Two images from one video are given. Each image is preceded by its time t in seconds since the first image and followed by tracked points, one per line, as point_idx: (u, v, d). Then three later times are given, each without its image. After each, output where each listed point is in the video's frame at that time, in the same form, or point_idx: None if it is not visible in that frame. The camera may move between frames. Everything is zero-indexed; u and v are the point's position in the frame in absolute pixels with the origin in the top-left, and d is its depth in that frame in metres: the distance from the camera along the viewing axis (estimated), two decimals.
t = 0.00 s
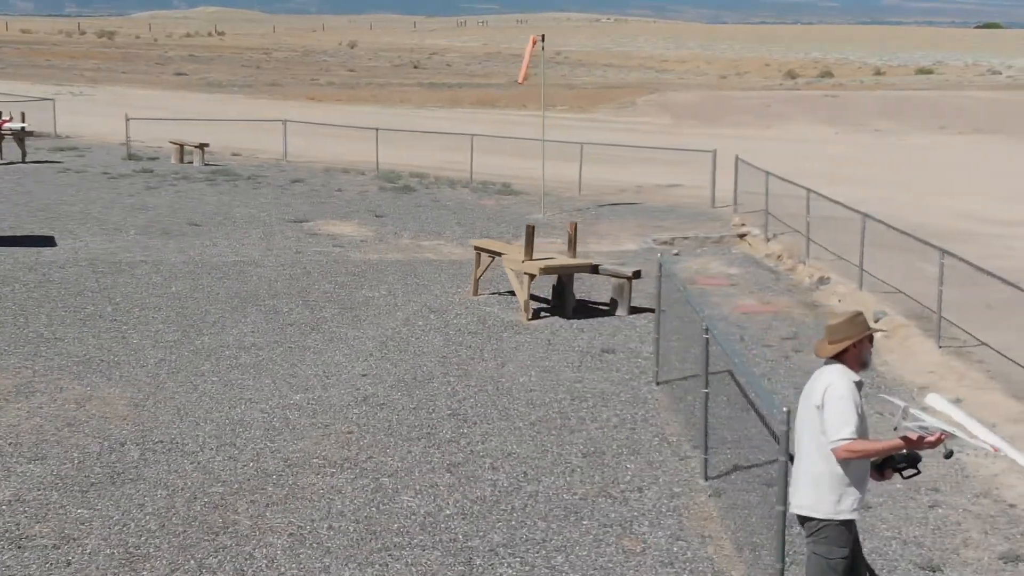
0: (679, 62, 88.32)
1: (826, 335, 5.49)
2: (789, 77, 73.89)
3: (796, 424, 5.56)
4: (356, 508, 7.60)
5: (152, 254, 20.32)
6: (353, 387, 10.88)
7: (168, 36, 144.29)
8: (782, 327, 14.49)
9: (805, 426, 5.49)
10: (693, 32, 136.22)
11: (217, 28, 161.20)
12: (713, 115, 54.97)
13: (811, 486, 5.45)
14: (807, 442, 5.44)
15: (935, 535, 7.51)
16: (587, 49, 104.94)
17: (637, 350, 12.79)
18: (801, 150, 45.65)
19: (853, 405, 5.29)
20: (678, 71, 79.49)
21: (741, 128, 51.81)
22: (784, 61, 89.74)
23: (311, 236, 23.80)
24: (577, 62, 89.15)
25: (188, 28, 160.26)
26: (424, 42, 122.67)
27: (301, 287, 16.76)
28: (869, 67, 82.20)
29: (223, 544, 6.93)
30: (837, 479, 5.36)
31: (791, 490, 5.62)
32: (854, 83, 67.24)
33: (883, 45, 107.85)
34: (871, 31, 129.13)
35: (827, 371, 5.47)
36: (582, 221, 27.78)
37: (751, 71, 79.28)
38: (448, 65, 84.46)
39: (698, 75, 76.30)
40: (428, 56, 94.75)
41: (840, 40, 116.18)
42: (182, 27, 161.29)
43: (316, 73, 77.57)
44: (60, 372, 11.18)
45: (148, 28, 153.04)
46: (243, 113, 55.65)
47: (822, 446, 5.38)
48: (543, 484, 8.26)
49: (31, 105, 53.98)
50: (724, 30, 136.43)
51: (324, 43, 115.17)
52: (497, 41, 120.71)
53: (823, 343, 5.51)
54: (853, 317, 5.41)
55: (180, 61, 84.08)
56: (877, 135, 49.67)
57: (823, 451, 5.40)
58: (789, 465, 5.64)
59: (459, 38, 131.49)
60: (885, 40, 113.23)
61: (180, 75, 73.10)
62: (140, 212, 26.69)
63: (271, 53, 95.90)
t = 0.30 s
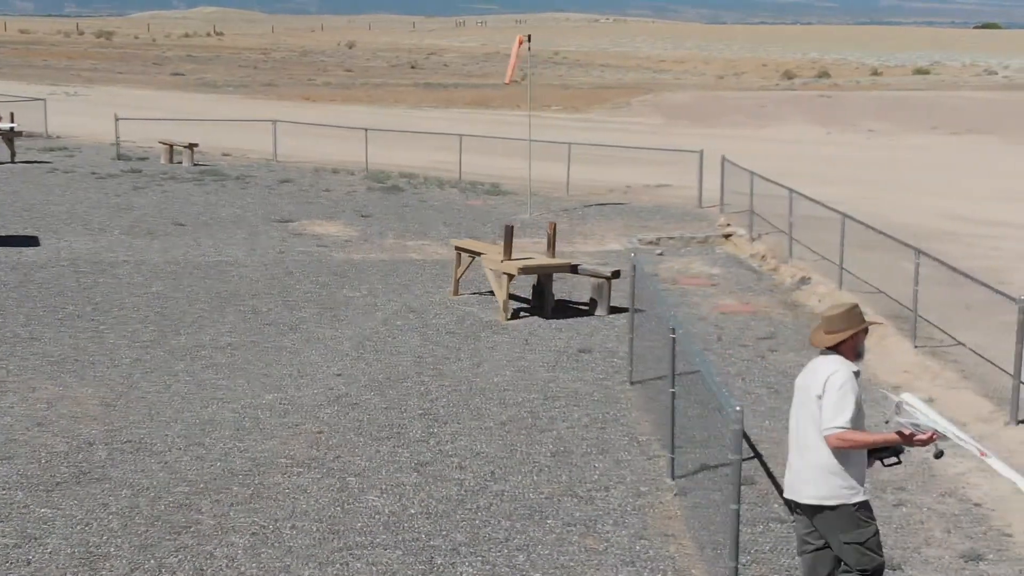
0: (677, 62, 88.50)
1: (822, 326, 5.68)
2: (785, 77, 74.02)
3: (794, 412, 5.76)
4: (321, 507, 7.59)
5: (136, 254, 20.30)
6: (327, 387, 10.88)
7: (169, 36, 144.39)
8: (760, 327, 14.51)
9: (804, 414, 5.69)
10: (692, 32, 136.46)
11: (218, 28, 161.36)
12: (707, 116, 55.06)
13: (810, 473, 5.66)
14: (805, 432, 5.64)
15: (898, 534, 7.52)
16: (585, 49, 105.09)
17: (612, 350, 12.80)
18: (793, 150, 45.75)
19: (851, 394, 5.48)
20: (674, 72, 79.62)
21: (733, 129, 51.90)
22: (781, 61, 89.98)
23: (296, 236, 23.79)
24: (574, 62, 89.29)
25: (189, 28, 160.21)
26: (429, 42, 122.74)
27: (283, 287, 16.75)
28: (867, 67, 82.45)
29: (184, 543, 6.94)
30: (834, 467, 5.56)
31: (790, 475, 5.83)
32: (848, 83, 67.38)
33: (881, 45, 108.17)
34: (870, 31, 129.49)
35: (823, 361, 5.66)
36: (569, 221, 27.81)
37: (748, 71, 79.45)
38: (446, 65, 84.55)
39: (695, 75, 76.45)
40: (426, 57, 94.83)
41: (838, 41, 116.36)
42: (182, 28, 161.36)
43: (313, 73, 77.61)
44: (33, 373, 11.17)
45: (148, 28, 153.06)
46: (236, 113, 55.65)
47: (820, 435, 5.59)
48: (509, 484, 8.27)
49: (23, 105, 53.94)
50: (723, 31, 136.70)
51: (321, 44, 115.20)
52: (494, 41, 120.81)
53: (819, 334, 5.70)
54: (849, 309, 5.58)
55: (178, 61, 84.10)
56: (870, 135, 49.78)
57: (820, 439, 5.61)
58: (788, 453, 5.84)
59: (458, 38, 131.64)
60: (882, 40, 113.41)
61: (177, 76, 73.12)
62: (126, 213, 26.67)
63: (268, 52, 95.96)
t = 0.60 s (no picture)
0: (675, 62, 88.66)
1: (829, 329, 5.76)
2: (781, 77, 74.15)
3: (799, 415, 5.81)
4: (286, 506, 7.62)
5: (119, 254, 20.30)
6: (301, 386, 10.87)
7: (170, 37, 144.42)
8: (739, 327, 14.54)
9: (812, 417, 5.74)
10: (691, 32, 136.67)
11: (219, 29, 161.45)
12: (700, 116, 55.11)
13: (825, 475, 5.71)
14: (820, 435, 5.68)
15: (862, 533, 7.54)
16: (583, 49, 105.21)
17: (590, 349, 12.81)
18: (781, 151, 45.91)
19: (867, 398, 5.59)
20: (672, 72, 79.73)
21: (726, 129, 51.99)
22: (779, 61, 90.17)
23: (281, 236, 23.80)
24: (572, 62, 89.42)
25: (189, 28, 160.17)
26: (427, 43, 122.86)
27: (264, 287, 16.74)
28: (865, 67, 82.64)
29: (147, 542, 6.96)
30: (851, 470, 5.64)
31: (792, 476, 5.86)
32: (845, 83, 67.58)
33: (879, 45, 108.48)
34: (869, 31, 129.78)
35: (832, 363, 5.75)
36: (555, 221, 27.84)
37: (747, 71, 79.58)
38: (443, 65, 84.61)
39: (692, 75, 76.59)
40: (424, 56, 94.89)
41: (836, 41, 116.63)
42: (182, 28, 161.39)
43: (310, 73, 77.59)
44: (7, 372, 11.18)
45: (148, 28, 153.10)
46: (230, 114, 55.63)
47: (835, 438, 5.66)
48: (477, 483, 8.29)
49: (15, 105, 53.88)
50: (722, 31, 136.92)
51: (318, 43, 115.23)
52: (492, 41, 120.91)
53: (825, 337, 5.78)
54: (858, 313, 5.72)
55: (177, 61, 84.06)
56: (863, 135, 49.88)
57: (837, 442, 5.67)
58: (788, 454, 5.87)
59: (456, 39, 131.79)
60: (880, 41, 113.69)
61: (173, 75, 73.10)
62: (112, 213, 26.64)
63: (265, 52, 95.93)
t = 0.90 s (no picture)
0: (673, 62, 88.81)
1: (821, 322, 5.99)
2: (776, 78, 74.27)
3: (805, 408, 5.97)
4: (251, 506, 7.62)
5: (102, 254, 20.31)
6: (275, 386, 10.88)
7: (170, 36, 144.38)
8: (719, 327, 14.57)
9: (821, 409, 5.92)
10: (689, 32, 136.87)
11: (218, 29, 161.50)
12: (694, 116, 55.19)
13: (838, 464, 5.91)
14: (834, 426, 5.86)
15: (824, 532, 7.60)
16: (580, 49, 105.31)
17: (566, 350, 12.83)
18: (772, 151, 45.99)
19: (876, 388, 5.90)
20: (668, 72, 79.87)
21: (719, 129, 52.10)
22: (776, 61, 90.38)
23: (266, 236, 23.82)
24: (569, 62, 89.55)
25: (186, 28, 160.19)
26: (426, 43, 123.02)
27: (245, 287, 16.74)
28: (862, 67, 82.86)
29: (110, 542, 6.97)
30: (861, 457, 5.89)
31: (799, 467, 6.00)
32: (841, 83, 67.73)
33: (877, 45, 108.74)
34: (868, 31, 130.01)
35: (832, 354, 6.00)
36: (542, 221, 27.88)
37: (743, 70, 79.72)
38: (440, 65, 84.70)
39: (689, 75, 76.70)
40: (421, 56, 94.96)
41: (834, 41, 116.81)
42: (183, 28, 161.34)
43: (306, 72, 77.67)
44: None
45: (147, 27, 152.99)
46: (223, 114, 55.64)
47: (850, 428, 5.89)
48: (445, 482, 8.29)
49: (6, 105, 53.83)
50: (721, 31, 137.17)
51: (317, 43, 115.38)
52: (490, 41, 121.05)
53: (820, 331, 6.00)
54: (849, 305, 6.04)
55: (173, 61, 84.09)
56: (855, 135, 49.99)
57: (849, 431, 5.91)
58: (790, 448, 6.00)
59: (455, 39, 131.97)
60: (878, 41, 113.83)
61: (168, 76, 73.10)
62: (98, 213, 26.66)
63: (262, 52, 95.93)
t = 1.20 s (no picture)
0: (670, 62, 88.82)
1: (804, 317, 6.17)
2: (771, 78, 74.29)
3: (797, 400, 6.08)
4: (218, 505, 7.63)
5: (86, 254, 20.30)
6: (251, 386, 10.87)
7: (169, 36, 144.21)
8: (698, 326, 14.60)
9: (812, 403, 6.06)
10: (688, 31, 136.85)
11: (218, 29, 161.40)
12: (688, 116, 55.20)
13: (833, 453, 6.03)
14: (825, 417, 6.01)
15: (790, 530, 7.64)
16: (577, 49, 105.28)
17: (544, 350, 12.86)
18: (763, 150, 46.04)
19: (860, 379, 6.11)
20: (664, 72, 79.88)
21: (713, 129, 52.14)
22: (772, 61, 90.44)
23: (251, 236, 23.82)
24: (566, 61, 89.54)
25: (185, 27, 160.09)
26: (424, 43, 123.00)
27: (227, 287, 16.72)
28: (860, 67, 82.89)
29: (75, 541, 6.99)
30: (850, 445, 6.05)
31: (791, 459, 6.08)
32: (837, 83, 67.79)
33: (875, 45, 108.81)
34: (867, 30, 130.00)
35: (817, 347, 6.19)
36: (530, 221, 27.88)
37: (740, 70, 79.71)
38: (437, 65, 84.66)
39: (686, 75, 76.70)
40: (417, 56, 94.85)
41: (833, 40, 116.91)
42: (182, 28, 161.37)
43: (302, 72, 77.59)
44: None
45: (146, 27, 152.74)
46: (216, 114, 55.59)
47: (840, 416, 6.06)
48: (415, 482, 8.30)
49: None
50: (719, 30, 137.17)
51: (315, 44, 115.31)
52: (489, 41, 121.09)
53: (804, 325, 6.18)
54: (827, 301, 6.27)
55: (170, 61, 84.01)
56: (848, 135, 50.04)
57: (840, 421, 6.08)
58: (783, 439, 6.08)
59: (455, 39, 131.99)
60: (876, 41, 113.97)
61: (163, 76, 72.99)
62: (85, 213, 26.63)
63: (260, 52, 95.86)
